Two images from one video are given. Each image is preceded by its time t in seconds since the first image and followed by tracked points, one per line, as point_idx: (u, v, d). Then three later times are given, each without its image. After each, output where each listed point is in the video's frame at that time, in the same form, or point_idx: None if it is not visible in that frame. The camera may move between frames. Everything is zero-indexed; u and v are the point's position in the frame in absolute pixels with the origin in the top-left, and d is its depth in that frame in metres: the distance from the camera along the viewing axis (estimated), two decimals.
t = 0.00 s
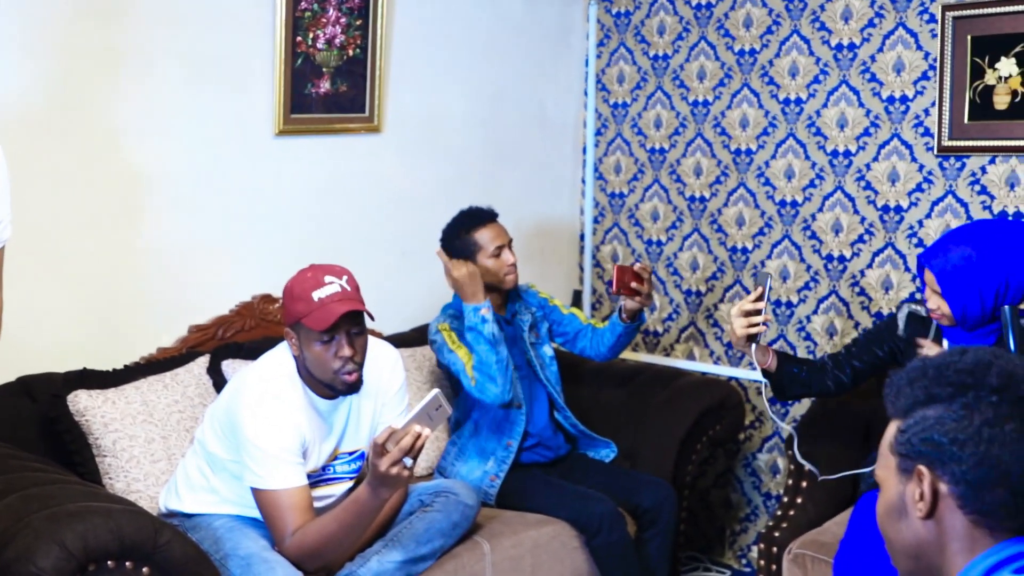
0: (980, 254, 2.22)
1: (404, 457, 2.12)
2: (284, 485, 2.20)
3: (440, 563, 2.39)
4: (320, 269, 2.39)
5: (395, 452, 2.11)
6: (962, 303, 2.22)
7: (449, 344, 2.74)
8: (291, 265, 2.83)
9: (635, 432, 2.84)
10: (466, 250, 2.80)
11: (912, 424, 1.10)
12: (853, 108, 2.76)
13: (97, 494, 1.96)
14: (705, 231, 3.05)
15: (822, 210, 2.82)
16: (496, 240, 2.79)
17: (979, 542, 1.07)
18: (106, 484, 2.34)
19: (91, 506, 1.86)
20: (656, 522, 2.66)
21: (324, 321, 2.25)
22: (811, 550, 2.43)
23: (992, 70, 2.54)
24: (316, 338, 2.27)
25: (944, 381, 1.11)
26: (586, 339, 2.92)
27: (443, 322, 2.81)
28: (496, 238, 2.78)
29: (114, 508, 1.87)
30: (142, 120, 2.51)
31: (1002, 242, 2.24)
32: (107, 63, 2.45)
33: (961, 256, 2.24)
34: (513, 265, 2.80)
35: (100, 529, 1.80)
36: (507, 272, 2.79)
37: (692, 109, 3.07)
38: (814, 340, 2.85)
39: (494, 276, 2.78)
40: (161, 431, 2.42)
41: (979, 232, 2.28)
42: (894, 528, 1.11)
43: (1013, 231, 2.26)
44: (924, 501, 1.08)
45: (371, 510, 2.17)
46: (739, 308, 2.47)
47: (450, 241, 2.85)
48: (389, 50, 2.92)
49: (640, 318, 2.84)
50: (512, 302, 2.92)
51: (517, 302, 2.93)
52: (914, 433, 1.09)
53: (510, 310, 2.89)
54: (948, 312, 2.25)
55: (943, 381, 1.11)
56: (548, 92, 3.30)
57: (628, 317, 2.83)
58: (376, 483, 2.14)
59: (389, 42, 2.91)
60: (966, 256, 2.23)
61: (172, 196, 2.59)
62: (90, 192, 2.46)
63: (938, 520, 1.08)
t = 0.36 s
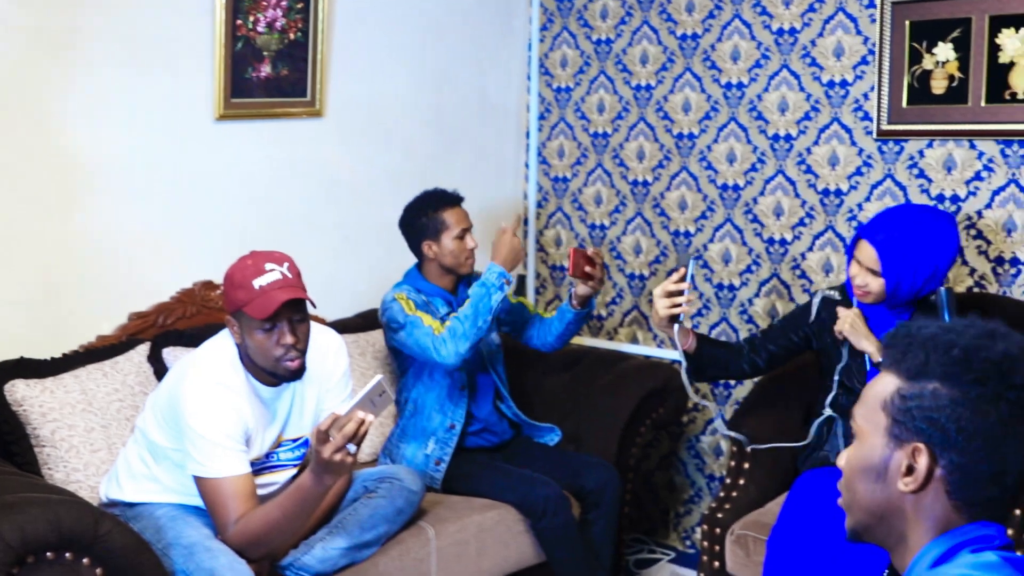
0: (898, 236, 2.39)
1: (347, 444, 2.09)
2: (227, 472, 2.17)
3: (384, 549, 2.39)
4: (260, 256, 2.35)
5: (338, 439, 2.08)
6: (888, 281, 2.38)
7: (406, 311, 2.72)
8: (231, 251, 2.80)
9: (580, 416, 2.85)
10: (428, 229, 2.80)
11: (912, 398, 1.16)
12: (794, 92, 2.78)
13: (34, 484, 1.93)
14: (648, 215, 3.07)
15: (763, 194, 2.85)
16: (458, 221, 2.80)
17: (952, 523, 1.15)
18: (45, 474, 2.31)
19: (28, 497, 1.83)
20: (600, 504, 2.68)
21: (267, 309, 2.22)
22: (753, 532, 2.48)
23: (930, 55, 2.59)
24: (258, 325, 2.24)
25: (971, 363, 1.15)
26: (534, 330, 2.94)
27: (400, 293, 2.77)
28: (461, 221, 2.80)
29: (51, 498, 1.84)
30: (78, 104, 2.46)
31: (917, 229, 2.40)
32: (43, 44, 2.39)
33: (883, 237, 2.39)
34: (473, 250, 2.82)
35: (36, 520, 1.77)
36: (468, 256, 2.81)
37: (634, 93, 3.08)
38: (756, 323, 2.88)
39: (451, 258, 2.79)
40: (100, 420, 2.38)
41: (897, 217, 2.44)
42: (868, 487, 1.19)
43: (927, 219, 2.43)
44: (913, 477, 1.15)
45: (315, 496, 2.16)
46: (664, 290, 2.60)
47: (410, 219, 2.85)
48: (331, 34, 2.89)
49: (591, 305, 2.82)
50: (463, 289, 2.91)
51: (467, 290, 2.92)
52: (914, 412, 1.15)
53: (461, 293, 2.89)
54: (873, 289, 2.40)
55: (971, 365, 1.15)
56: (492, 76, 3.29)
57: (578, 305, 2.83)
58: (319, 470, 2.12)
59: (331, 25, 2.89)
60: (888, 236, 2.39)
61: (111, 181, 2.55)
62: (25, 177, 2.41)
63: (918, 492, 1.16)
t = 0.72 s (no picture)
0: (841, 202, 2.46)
1: (305, 429, 2.07)
2: (183, 460, 2.15)
3: (344, 534, 2.39)
4: (219, 240, 2.33)
5: (296, 424, 2.07)
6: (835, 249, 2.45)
7: (385, 290, 2.69)
8: (187, 236, 2.78)
9: (540, 400, 2.84)
10: (417, 208, 2.78)
11: (959, 388, 1.09)
12: (750, 76, 2.80)
13: None
14: (605, 199, 3.09)
15: (720, 177, 2.86)
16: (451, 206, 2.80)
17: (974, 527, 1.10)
18: None
19: None
20: (559, 489, 2.69)
21: (227, 292, 2.20)
22: (711, 514, 2.51)
23: (884, 39, 2.62)
24: (217, 309, 2.22)
25: None
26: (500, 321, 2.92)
27: (379, 270, 2.73)
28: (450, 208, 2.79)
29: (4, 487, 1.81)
30: (28, 87, 2.43)
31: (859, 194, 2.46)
32: None
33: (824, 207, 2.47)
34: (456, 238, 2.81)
35: None
36: (449, 243, 2.80)
37: (591, 77, 3.09)
38: (714, 306, 2.90)
39: (435, 241, 2.78)
40: (55, 407, 2.36)
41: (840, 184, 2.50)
42: (891, 468, 1.13)
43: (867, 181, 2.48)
44: (944, 471, 1.10)
45: (273, 481, 2.13)
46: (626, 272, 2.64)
47: (399, 196, 2.83)
48: (285, 18, 2.88)
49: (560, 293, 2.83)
50: (438, 275, 2.88)
51: (442, 277, 2.89)
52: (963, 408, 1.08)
53: (436, 279, 2.86)
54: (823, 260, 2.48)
55: None
56: (449, 59, 3.28)
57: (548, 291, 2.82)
58: (277, 455, 2.09)
59: (285, 9, 2.87)
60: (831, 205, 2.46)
61: (63, 166, 2.51)
62: None
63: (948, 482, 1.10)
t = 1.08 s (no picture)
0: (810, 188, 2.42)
1: (249, 416, 2.03)
2: (123, 445, 2.10)
3: (289, 518, 2.36)
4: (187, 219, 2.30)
5: (240, 411, 2.02)
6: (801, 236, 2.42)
7: (333, 281, 2.60)
8: (130, 220, 2.71)
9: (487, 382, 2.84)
10: (392, 187, 2.74)
11: (973, 379, 1.06)
12: (696, 58, 2.83)
13: None
14: (552, 180, 3.11)
15: (666, 159, 2.90)
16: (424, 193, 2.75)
17: (949, 529, 1.09)
18: None
19: None
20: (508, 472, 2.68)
21: (185, 263, 2.17)
22: (656, 493, 2.51)
23: (828, 22, 2.68)
24: (172, 279, 2.18)
25: None
26: (459, 309, 2.89)
27: (340, 254, 2.64)
28: (426, 193, 2.75)
29: None
30: None
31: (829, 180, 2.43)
32: None
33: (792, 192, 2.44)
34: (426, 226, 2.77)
35: None
36: (418, 229, 2.75)
37: (538, 59, 3.12)
38: (660, 287, 2.94)
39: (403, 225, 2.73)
40: None
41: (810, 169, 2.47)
42: (881, 441, 1.11)
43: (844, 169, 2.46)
44: (932, 459, 1.08)
45: (217, 467, 2.08)
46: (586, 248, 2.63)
47: (377, 176, 2.79)
48: None
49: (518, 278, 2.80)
50: (403, 260, 2.83)
51: (406, 262, 2.84)
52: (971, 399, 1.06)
53: (400, 264, 2.81)
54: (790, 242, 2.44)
55: None
56: (394, 42, 3.28)
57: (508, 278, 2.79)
58: (221, 442, 2.05)
59: None
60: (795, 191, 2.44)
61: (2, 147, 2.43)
62: None
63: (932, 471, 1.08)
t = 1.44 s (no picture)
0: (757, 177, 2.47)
1: (176, 408, 1.96)
2: (50, 438, 2.06)
3: (220, 510, 2.33)
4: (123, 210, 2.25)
5: (167, 402, 1.95)
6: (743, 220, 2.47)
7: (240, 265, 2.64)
8: (53, 210, 2.63)
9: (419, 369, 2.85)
10: (313, 177, 2.74)
11: (948, 374, 1.12)
12: (625, 44, 2.86)
13: None
14: (482, 167, 3.15)
15: (597, 145, 2.94)
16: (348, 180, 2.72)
17: (897, 518, 1.17)
18: None
19: None
20: (441, 459, 2.67)
21: (122, 251, 2.12)
22: (589, 478, 2.51)
23: (755, 9, 2.71)
24: (105, 267, 2.13)
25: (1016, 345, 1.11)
26: (404, 293, 2.87)
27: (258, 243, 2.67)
28: (348, 181, 2.72)
29: None
30: None
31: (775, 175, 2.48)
32: None
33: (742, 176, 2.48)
34: (353, 212, 2.74)
35: None
36: (344, 217, 2.73)
37: (468, 45, 3.14)
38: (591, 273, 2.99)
39: (329, 215, 2.72)
40: None
41: (766, 163, 2.50)
42: (845, 422, 1.18)
43: (789, 179, 2.49)
44: (892, 446, 1.15)
45: (146, 459, 2.02)
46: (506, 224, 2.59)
47: (303, 165, 2.78)
48: None
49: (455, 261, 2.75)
50: (337, 249, 2.83)
51: (342, 252, 2.84)
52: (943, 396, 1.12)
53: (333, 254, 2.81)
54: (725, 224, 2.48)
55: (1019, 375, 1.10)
56: (321, 29, 3.27)
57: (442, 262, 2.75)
58: (148, 434, 1.98)
59: None
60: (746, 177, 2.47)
61: None
62: None
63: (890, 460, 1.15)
